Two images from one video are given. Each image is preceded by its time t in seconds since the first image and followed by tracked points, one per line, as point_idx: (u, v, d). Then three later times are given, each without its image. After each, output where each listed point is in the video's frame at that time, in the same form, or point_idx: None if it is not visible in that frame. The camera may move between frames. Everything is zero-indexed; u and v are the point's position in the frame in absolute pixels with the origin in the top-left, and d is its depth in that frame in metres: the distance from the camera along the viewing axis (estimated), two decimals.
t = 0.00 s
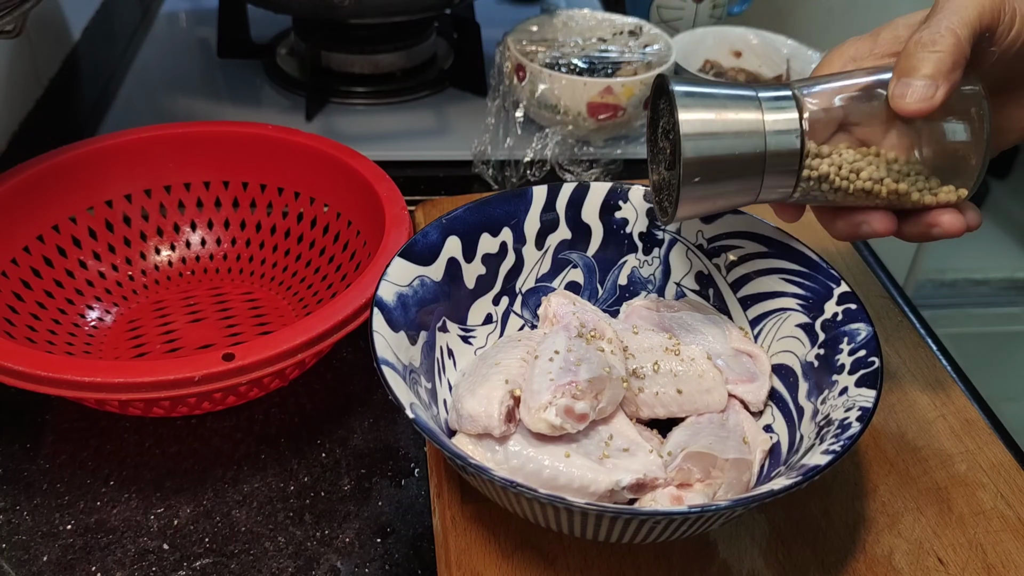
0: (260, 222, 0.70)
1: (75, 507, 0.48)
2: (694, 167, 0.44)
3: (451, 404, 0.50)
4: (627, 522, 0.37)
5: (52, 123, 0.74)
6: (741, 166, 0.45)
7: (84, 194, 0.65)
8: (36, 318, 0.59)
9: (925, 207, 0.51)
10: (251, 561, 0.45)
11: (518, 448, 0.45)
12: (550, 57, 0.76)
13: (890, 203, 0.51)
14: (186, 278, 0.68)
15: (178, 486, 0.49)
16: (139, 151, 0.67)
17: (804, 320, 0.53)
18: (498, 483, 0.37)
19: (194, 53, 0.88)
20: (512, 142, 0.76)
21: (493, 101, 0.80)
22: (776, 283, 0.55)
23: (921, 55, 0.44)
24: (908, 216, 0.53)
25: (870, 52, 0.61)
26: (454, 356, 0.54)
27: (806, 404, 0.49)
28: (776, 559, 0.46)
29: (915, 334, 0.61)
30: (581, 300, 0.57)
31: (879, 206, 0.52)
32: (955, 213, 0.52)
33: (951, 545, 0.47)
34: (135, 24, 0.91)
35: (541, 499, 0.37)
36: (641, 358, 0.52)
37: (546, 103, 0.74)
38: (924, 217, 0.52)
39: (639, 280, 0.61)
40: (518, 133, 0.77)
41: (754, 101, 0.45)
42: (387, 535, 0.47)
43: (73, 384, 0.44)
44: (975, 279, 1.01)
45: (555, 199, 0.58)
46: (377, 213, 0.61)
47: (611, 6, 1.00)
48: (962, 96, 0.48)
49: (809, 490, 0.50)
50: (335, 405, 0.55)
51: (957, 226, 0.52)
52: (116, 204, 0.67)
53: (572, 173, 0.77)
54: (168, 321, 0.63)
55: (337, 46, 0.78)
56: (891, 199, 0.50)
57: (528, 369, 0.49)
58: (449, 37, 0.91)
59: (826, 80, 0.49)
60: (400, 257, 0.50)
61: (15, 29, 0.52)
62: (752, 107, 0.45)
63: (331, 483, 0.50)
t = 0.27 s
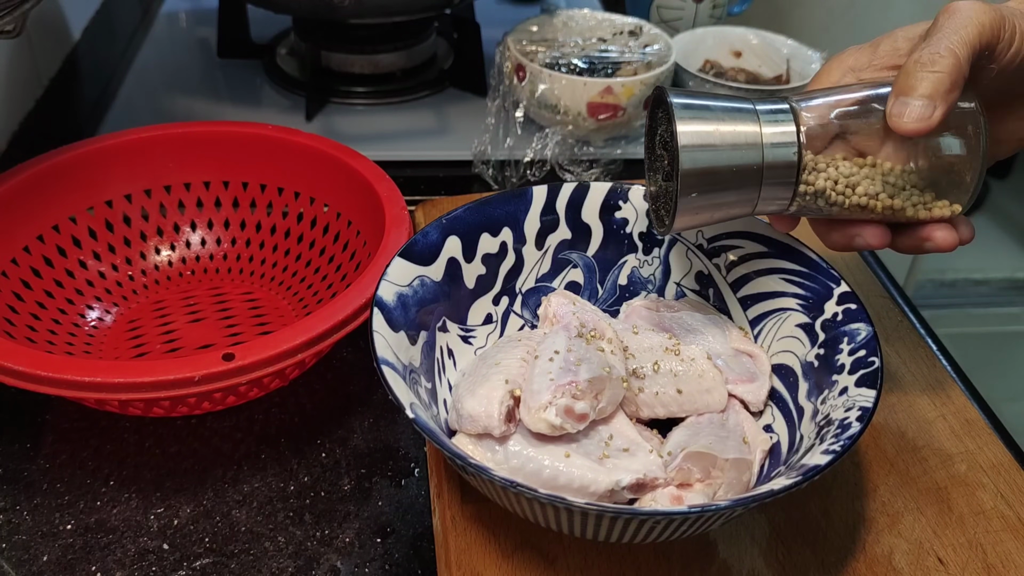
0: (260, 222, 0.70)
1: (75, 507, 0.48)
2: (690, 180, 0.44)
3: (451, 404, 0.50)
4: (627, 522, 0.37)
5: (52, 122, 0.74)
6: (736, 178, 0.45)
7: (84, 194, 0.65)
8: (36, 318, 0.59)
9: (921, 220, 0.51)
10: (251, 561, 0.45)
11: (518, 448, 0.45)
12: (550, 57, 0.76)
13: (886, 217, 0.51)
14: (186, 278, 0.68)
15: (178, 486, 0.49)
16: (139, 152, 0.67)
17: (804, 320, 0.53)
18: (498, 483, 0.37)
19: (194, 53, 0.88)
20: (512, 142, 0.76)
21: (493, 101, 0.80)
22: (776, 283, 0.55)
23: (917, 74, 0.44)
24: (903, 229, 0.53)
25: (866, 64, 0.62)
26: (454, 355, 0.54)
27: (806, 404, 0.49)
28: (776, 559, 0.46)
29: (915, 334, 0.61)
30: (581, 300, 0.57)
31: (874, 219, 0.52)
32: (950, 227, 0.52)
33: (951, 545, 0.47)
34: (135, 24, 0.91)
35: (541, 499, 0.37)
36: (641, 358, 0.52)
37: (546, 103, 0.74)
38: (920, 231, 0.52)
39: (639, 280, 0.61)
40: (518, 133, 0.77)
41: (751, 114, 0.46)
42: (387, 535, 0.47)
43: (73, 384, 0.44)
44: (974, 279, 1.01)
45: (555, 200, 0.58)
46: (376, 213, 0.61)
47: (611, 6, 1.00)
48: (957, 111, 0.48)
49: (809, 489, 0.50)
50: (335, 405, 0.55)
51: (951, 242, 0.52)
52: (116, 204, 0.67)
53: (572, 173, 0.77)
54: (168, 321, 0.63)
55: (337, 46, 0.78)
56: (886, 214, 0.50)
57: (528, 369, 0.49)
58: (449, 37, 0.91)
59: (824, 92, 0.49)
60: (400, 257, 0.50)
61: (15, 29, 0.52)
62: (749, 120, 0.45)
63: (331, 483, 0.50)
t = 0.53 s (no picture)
0: (260, 222, 0.70)
1: (75, 506, 0.48)
2: (682, 173, 0.44)
3: (451, 404, 0.50)
4: (627, 522, 0.37)
5: (52, 122, 0.74)
6: (729, 173, 0.45)
7: (84, 194, 0.65)
8: (36, 318, 0.59)
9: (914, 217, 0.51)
10: (251, 561, 0.45)
11: (518, 448, 0.45)
12: (550, 57, 0.76)
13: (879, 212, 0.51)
14: (186, 278, 0.68)
15: (178, 486, 0.49)
16: (139, 151, 0.67)
17: (804, 320, 0.53)
18: (498, 482, 0.37)
19: (194, 53, 0.88)
20: (512, 142, 0.76)
21: (493, 101, 0.80)
22: (776, 283, 0.55)
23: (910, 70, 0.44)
24: (897, 225, 0.53)
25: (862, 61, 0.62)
26: (454, 355, 0.54)
27: (806, 404, 0.49)
28: (776, 559, 0.46)
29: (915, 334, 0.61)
30: (581, 300, 0.57)
31: (866, 215, 0.52)
32: (944, 225, 0.52)
33: (951, 545, 0.47)
34: (135, 24, 0.91)
35: (541, 499, 0.37)
36: (641, 358, 0.52)
37: (546, 103, 0.74)
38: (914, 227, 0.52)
39: (639, 280, 0.61)
40: (518, 133, 0.77)
41: (744, 109, 0.46)
42: (388, 535, 0.47)
43: (73, 384, 0.44)
44: (974, 279, 1.01)
45: (555, 200, 0.58)
46: (376, 213, 0.61)
47: (611, 6, 1.00)
48: (950, 109, 0.48)
49: (809, 489, 0.50)
50: (336, 405, 0.55)
51: (945, 238, 0.52)
52: (116, 204, 0.67)
53: (572, 173, 0.77)
54: (168, 321, 0.63)
55: (337, 46, 0.78)
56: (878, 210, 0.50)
57: (528, 369, 0.49)
58: (449, 37, 0.91)
59: (820, 87, 0.50)
60: (400, 257, 0.50)
61: (16, 28, 0.52)
62: (742, 115, 0.46)
63: (331, 483, 0.50)
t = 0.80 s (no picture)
0: (260, 222, 0.70)
1: (75, 507, 0.48)
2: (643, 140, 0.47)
3: (451, 404, 0.50)
4: (627, 522, 0.37)
5: (53, 123, 0.74)
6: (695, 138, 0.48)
7: (84, 194, 0.65)
8: (36, 319, 0.59)
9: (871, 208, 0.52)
10: (251, 561, 0.45)
11: (518, 448, 0.45)
12: (550, 57, 0.75)
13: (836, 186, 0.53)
14: (186, 278, 0.68)
15: (178, 486, 0.49)
16: (139, 151, 0.67)
17: (804, 320, 0.53)
18: (497, 482, 0.37)
19: (194, 53, 0.87)
20: (512, 142, 0.76)
21: (493, 101, 0.80)
22: (776, 283, 0.55)
23: (851, 74, 0.41)
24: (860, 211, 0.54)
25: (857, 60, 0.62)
26: (454, 355, 0.54)
27: (806, 405, 0.49)
28: (776, 559, 0.46)
29: (915, 334, 0.61)
30: (581, 300, 0.57)
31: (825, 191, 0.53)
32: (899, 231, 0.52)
33: (951, 545, 0.47)
34: (136, 24, 0.91)
35: (540, 499, 0.37)
36: (641, 358, 0.52)
37: (546, 103, 0.74)
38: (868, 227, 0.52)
39: (640, 280, 0.61)
40: (518, 133, 0.77)
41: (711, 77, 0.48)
42: (387, 535, 0.47)
43: (73, 384, 0.44)
44: (975, 278, 1.02)
45: (555, 200, 0.58)
46: (376, 213, 0.61)
47: (611, 6, 1.00)
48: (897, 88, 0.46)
49: (809, 489, 0.50)
50: (335, 405, 0.55)
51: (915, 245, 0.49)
52: (116, 204, 0.67)
53: (572, 173, 0.77)
54: (168, 322, 0.63)
55: (337, 46, 0.78)
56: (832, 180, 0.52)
57: (528, 369, 0.49)
58: (449, 37, 0.91)
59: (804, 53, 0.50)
60: (400, 257, 0.50)
61: (15, 29, 0.52)
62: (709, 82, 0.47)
63: (331, 483, 0.50)
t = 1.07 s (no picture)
0: (260, 222, 0.70)
1: (75, 507, 0.48)
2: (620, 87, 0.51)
3: (451, 404, 0.50)
4: (627, 522, 0.37)
5: (52, 122, 0.74)
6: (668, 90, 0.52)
7: (84, 194, 0.65)
8: (36, 319, 0.59)
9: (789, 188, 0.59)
10: (251, 561, 0.45)
11: (517, 448, 0.45)
12: (550, 57, 0.76)
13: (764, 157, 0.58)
14: (186, 278, 0.68)
15: (178, 486, 0.49)
16: (139, 151, 0.67)
17: (804, 320, 0.53)
18: (497, 482, 0.37)
19: (194, 53, 0.87)
20: (512, 142, 0.76)
21: (493, 101, 0.80)
22: (776, 283, 0.55)
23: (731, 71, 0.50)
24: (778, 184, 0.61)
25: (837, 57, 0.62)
26: (454, 355, 0.54)
27: (806, 405, 0.49)
28: (776, 559, 0.46)
29: (915, 334, 0.61)
30: (581, 300, 0.57)
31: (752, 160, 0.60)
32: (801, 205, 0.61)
33: (951, 545, 0.47)
34: (135, 23, 0.91)
35: (540, 499, 0.36)
36: (641, 358, 0.52)
37: (546, 103, 0.74)
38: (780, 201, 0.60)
39: (640, 280, 0.61)
40: (518, 133, 0.77)
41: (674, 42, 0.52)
42: (387, 535, 0.47)
43: (73, 384, 0.44)
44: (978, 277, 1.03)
45: (555, 200, 0.58)
46: (377, 213, 0.61)
47: (611, 6, 1.00)
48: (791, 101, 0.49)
49: (809, 489, 0.50)
50: (335, 405, 0.55)
51: (799, 216, 0.61)
52: (116, 204, 0.67)
53: (572, 173, 0.77)
54: (168, 322, 0.63)
55: (337, 46, 0.78)
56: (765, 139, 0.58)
57: (527, 369, 0.49)
58: (449, 37, 0.91)
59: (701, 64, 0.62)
60: (400, 257, 0.50)
61: (15, 29, 0.52)
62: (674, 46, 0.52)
63: (331, 483, 0.50)
